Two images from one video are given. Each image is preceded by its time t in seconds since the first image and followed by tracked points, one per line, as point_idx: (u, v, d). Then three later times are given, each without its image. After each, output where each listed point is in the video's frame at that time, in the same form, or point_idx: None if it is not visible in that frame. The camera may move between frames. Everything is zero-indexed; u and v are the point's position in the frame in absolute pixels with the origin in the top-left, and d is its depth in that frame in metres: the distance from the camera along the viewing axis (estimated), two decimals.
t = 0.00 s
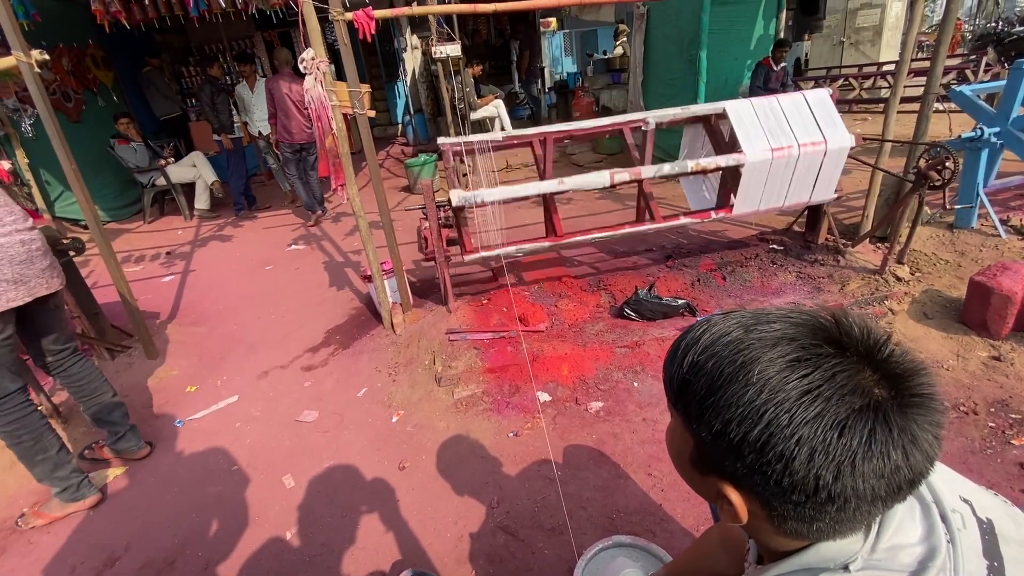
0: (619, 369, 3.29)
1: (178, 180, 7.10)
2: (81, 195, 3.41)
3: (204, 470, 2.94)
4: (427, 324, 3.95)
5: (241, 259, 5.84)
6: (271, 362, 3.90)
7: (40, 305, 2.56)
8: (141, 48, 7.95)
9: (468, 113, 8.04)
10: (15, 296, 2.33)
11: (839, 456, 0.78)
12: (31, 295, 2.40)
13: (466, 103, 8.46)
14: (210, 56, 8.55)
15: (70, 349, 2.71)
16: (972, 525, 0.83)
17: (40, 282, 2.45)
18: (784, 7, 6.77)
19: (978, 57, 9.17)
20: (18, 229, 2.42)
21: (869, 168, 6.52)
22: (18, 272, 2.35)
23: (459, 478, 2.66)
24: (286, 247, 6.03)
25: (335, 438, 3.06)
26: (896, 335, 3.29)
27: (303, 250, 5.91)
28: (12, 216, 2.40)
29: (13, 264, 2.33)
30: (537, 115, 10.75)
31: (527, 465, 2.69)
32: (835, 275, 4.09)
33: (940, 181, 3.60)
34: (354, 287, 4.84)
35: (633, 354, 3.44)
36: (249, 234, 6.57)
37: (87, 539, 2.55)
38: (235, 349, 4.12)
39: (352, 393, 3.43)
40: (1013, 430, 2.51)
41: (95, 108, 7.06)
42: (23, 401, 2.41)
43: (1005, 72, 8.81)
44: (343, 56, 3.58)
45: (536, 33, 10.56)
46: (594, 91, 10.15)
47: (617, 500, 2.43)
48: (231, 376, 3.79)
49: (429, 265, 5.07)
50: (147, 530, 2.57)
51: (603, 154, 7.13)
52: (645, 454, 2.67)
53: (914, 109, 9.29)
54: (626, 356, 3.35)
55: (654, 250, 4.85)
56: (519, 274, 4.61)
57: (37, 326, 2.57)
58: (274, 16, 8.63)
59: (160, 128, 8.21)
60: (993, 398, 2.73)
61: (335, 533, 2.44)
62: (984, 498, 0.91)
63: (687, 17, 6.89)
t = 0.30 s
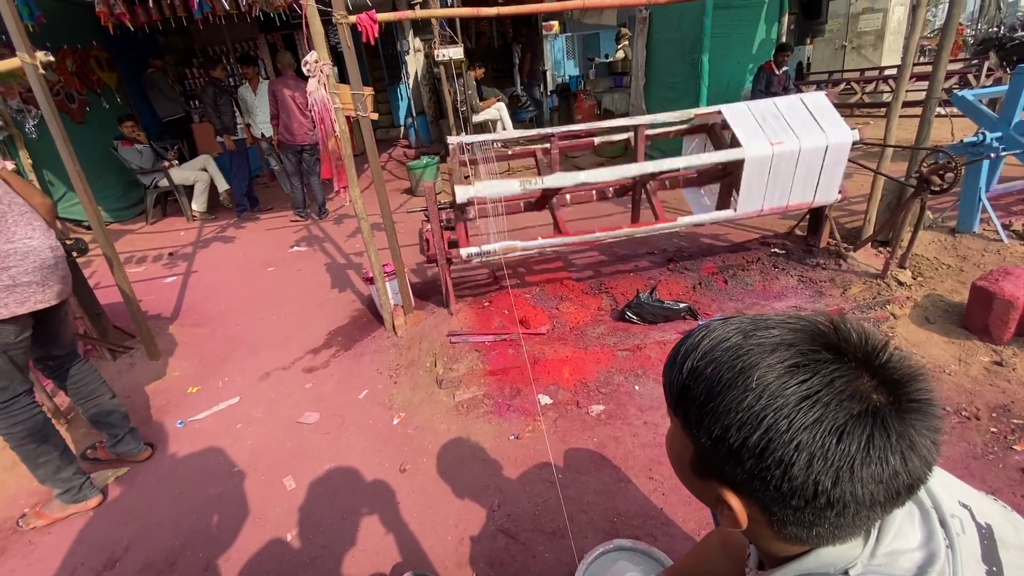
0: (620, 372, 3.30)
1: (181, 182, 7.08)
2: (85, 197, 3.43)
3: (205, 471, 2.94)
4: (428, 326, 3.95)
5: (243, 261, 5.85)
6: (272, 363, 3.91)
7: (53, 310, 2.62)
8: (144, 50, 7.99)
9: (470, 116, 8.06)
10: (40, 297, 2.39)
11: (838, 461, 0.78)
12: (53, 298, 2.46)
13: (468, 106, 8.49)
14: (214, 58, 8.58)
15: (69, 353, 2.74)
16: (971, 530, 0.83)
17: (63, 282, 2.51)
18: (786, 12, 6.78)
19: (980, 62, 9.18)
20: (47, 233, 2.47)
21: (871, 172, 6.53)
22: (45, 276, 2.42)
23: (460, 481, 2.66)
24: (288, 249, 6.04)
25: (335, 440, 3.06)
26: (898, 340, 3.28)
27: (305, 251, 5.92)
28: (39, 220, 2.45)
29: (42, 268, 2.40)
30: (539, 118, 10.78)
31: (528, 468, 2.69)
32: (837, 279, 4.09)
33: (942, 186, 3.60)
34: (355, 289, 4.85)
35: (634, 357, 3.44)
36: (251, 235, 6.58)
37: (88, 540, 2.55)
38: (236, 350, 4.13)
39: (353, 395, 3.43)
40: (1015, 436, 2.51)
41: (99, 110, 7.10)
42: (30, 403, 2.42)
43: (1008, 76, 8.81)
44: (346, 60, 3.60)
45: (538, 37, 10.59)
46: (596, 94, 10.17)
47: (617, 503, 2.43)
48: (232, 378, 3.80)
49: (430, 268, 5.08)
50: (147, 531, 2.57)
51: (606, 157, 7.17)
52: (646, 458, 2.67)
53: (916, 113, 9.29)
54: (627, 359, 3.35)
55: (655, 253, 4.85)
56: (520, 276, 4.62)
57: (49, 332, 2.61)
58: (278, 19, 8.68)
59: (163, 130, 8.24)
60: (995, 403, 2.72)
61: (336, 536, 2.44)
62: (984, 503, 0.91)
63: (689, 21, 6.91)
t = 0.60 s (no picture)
0: (622, 374, 3.29)
1: (184, 182, 7.10)
2: (88, 196, 3.43)
3: (207, 471, 2.94)
4: (429, 327, 3.95)
5: (245, 261, 5.85)
6: (274, 364, 3.91)
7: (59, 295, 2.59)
8: (148, 50, 8.00)
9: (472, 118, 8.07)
10: (39, 287, 2.37)
11: (843, 466, 0.77)
12: (55, 287, 2.44)
13: (470, 108, 8.51)
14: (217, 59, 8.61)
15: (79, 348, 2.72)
16: (975, 535, 0.83)
17: (66, 274, 2.49)
18: (788, 15, 6.79)
19: (982, 66, 9.18)
20: (45, 221, 2.45)
21: (874, 175, 6.52)
22: (46, 265, 2.40)
23: (461, 483, 2.66)
24: (290, 250, 6.05)
25: (337, 441, 3.06)
26: (900, 343, 3.28)
27: (306, 253, 5.93)
28: (39, 209, 2.42)
29: (41, 257, 2.38)
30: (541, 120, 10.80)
31: (529, 470, 2.68)
32: (839, 282, 4.08)
33: (944, 189, 3.59)
34: (357, 290, 4.85)
35: (636, 360, 3.43)
36: (253, 236, 6.59)
37: (89, 541, 2.54)
38: (237, 351, 4.13)
39: (354, 397, 3.43)
40: (1018, 440, 2.50)
41: (102, 110, 7.11)
42: (37, 391, 2.43)
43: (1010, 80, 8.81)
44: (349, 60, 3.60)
45: (541, 39, 10.62)
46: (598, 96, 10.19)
47: (619, 506, 2.43)
48: (233, 378, 3.80)
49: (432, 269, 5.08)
50: (148, 532, 2.57)
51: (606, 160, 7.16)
52: (648, 460, 2.66)
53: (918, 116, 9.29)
54: (629, 362, 3.34)
55: (657, 255, 4.85)
56: (522, 278, 4.62)
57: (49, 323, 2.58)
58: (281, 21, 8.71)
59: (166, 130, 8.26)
60: (998, 407, 2.71)
61: (337, 537, 2.43)
62: (989, 508, 0.91)
63: (691, 22, 6.91)
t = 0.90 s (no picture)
0: (623, 376, 3.29)
1: (185, 182, 7.12)
2: (92, 198, 3.43)
3: (208, 472, 2.94)
4: (430, 328, 3.95)
5: (246, 262, 5.85)
6: (275, 365, 3.91)
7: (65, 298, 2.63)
8: (151, 51, 8.02)
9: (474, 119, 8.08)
10: (57, 286, 2.42)
11: (848, 471, 0.77)
12: (71, 287, 2.50)
13: (472, 109, 8.52)
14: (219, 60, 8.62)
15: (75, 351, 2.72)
16: (978, 540, 0.82)
17: (78, 274, 2.54)
18: (790, 18, 6.79)
19: (985, 68, 9.16)
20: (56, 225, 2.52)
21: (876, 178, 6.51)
22: (61, 265, 2.46)
23: (461, 485, 2.65)
24: (291, 250, 6.06)
25: (337, 442, 3.06)
26: (902, 346, 3.27)
27: (308, 253, 5.93)
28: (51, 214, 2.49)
29: (58, 258, 2.44)
30: (543, 121, 10.81)
31: (530, 472, 2.68)
32: (840, 284, 4.07)
33: (947, 191, 3.57)
34: (358, 291, 4.85)
35: (637, 361, 3.43)
36: (255, 237, 6.59)
37: (89, 541, 2.54)
38: (239, 352, 4.14)
39: (355, 397, 3.43)
40: (1021, 443, 2.49)
41: (105, 110, 7.13)
42: (29, 397, 2.42)
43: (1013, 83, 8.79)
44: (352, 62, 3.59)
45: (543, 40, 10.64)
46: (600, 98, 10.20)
47: (619, 508, 2.42)
48: (235, 379, 3.80)
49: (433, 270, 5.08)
50: (148, 533, 2.56)
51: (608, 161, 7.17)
52: (649, 463, 2.66)
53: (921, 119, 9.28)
54: (630, 363, 3.34)
55: (658, 257, 4.85)
56: (523, 280, 4.62)
57: (58, 326, 2.61)
58: (284, 22, 8.73)
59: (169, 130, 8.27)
60: (1001, 411, 2.70)
61: (337, 538, 2.43)
62: (992, 513, 0.90)
63: (693, 25, 6.92)
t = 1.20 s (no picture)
0: (623, 377, 3.28)
1: (187, 182, 7.13)
2: (92, 198, 3.43)
3: (208, 471, 2.94)
4: (431, 328, 3.95)
5: (247, 263, 5.85)
6: (276, 365, 3.92)
7: (51, 304, 2.60)
8: (153, 51, 8.03)
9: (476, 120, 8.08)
10: (24, 292, 2.37)
11: (848, 471, 0.77)
12: (40, 293, 2.44)
13: (473, 110, 8.53)
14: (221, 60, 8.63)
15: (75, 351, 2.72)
16: (979, 541, 0.82)
17: (50, 280, 2.49)
18: (792, 19, 6.79)
19: (987, 70, 9.15)
20: (33, 225, 2.45)
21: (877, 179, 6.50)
22: (30, 270, 2.39)
23: (461, 486, 2.65)
24: (292, 250, 6.07)
25: (338, 442, 3.06)
26: (904, 348, 3.27)
27: (309, 253, 5.94)
28: (25, 212, 2.42)
29: (24, 261, 2.37)
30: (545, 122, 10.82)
31: (530, 473, 2.67)
32: (842, 286, 4.07)
33: (950, 193, 3.57)
34: (359, 291, 4.86)
35: (637, 363, 3.43)
36: (256, 237, 6.60)
37: (90, 539, 2.55)
38: (240, 351, 4.14)
39: (356, 397, 3.43)
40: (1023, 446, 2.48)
41: (107, 110, 7.15)
42: (24, 400, 2.43)
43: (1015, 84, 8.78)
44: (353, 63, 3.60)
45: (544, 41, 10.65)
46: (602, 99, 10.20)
47: (620, 510, 2.42)
48: (235, 379, 3.80)
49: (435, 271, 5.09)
50: (148, 532, 2.56)
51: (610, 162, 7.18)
52: (649, 464, 2.65)
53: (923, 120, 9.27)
54: (631, 365, 3.33)
55: (660, 258, 4.85)
56: (524, 280, 4.62)
57: (48, 328, 2.60)
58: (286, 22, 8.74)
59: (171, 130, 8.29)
60: (1003, 413, 2.70)
61: (337, 538, 2.43)
62: (993, 515, 0.90)
63: (695, 25, 6.92)
